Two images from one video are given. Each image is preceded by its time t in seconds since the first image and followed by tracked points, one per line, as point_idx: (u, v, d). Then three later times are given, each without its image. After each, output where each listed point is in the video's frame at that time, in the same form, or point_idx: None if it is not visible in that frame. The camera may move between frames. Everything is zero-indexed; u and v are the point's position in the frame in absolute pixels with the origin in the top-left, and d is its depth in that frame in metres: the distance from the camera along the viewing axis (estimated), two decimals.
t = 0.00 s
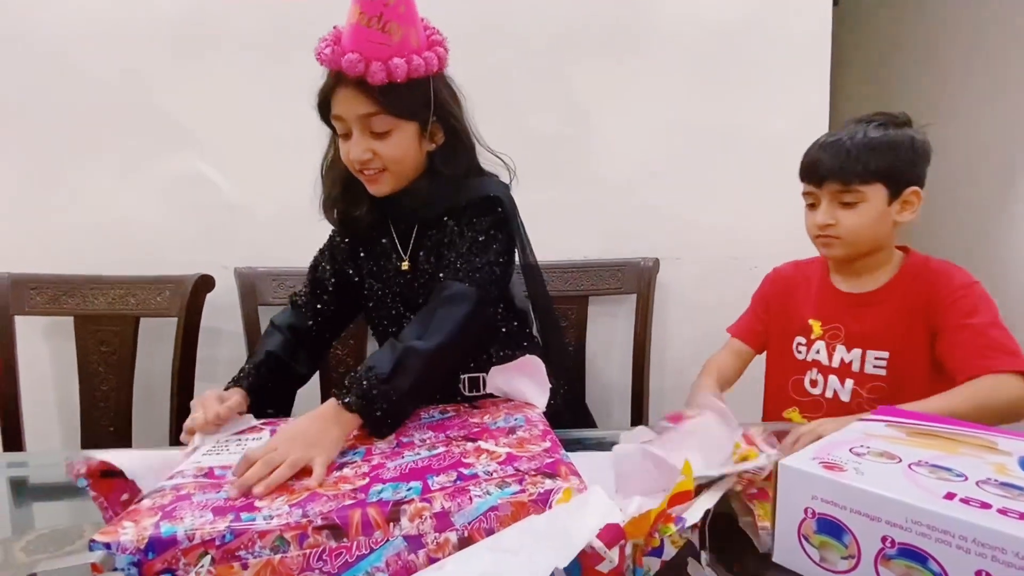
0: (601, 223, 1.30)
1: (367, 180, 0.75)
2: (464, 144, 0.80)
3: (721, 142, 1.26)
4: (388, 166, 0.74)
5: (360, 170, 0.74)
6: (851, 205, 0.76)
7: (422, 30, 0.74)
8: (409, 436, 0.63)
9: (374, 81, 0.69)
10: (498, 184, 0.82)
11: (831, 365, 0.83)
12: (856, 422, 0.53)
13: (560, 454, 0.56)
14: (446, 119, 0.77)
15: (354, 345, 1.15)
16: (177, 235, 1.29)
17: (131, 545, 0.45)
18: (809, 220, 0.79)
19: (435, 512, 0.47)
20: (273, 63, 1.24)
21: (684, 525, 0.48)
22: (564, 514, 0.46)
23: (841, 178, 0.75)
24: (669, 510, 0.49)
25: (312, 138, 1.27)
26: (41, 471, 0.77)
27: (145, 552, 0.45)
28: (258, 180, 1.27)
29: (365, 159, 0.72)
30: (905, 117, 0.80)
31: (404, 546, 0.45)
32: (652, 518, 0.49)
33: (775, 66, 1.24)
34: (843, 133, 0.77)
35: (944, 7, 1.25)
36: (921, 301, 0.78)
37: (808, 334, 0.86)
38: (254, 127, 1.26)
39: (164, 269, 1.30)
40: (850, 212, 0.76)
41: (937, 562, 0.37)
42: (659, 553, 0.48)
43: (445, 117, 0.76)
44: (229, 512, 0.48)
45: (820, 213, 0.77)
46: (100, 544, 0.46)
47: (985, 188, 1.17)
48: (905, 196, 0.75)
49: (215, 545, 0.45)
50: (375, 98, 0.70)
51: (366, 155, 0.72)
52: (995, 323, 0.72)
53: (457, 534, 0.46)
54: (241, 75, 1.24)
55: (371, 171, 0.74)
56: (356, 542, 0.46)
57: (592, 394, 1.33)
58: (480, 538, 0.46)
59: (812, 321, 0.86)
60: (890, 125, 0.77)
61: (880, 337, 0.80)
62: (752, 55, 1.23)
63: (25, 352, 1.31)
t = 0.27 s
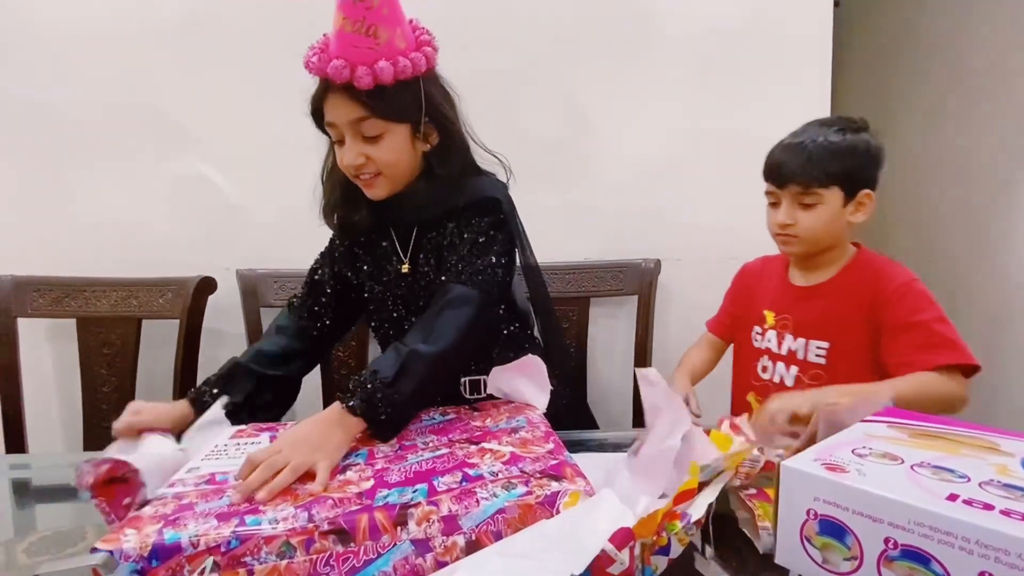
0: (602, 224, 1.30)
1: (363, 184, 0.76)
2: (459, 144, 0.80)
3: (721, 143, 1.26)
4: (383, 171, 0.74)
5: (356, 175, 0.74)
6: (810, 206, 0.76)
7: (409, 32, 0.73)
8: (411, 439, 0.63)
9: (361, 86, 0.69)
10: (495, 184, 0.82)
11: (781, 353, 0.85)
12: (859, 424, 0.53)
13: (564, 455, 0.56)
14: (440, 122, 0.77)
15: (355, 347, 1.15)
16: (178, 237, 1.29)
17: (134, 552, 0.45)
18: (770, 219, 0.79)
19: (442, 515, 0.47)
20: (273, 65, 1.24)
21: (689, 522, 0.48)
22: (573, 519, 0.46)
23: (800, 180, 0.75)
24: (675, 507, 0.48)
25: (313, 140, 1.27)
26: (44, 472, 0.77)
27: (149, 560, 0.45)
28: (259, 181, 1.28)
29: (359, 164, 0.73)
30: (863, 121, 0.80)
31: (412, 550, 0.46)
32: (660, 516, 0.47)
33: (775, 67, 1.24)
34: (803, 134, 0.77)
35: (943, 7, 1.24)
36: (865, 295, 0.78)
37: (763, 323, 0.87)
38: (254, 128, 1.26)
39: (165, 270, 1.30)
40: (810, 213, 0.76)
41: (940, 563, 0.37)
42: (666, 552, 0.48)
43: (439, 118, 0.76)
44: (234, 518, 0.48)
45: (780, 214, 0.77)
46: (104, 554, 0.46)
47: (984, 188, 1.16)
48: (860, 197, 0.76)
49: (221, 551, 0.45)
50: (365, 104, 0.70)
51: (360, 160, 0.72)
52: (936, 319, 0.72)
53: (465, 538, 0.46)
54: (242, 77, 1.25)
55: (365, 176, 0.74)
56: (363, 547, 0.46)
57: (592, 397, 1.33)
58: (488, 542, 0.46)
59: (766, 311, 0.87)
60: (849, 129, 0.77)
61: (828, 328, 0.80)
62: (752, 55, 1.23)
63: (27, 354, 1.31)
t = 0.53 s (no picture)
0: (603, 224, 1.30)
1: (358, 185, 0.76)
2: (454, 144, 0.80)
3: (722, 143, 1.26)
4: (377, 171, 0.74)
5: (350, 175, 0.74)
6: (784, 205, 0.77)
7: (400, 33, 0.73)
8: (412, 440, 0.63)
9: (352, 87, 0.69)
10: (493, 184, 0.81)
11: (759, 348, 0.89)
12: (861, 424, 0.53)
13: (566, 455, 0.56)
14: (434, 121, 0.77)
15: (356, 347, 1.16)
16: (180, 237, 1.29)
17: (136, 554, 0.45)
18: (746, 219, 0.80)
19: (445, 516, 0.47)
20: (275, 65, 1.25)
21: (693, 522, 0.47)
22: (577, 519, 0.46)
23: (773, 180, 0.76)
24: (680, 507, 0.47)
25: (314, 140, 1.27)
26: (46, 473, 0.77)
27: (151, 561, 0.45)
28: (261, 181, 1.28)
29: (353, 165, 0.73)
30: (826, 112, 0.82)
31: (414, 551, 0.46)
32: (664, 516, 0.47)
33: (777, 66, 1.23)
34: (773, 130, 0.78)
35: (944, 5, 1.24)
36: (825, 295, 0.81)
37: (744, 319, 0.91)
38: (256, 129, 1.26)
39: (167, 271, 1.31)
40: (785, 212, 0.77)
41: (942, 564, 0.37)
42: (670, 553, 0.47)
43: (432, 117, 0.76)
44: (235, 521, 0.48)
45: (755, 214, 0.78)
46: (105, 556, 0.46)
47: (985, 187, 1.16)
48: (831, 191, 0.78)
49: (222, 552, 0.45)
50: (358, 105, 0.70)
51: (353, 160, 0.72)
52: (888, 324, 0.74)
53: (467, 539, 0.46)
54: (243, 77, 1.25)
55: (359, 176, 0.74)
56: (365, 548, 0.46)
57: (592, 397, 1.33)
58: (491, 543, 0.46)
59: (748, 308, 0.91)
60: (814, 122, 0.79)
61: (796, 324, 0.84)
62: (753, 55, 1.23)
63: (30, 355, 1.31)
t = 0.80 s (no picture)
0: (604, 225, 1.30)
1: (354, 183, 0.76)
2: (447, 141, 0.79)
3: (723, 143, 1.26)
4: (372, 168, 0.74)
5: (345, 174, 0.74)
6: (781, 204, 0.75)
7: (393, 33, 0.74)
8: (413, 440, 0.63)
9: (346, 84, 0.69)
10: (487, 182, 0.81)
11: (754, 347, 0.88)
12: (862, 424, 0.53)
13: (567, 456, 0.56)
14: (428, 120, 0.77)
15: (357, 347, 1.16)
16: (181, 238, 1.30)
17: (137, 555, 0.45)
18: (742, 217, 0.78)
19: (446, 516, 0.47)
20: (276, 66, 1.25)
21: (696, 524, 0.47)
22: (578, 519, 0.46)
23: (771, 178, 0.74)
24: (681, 509, 0.48)
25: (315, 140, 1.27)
26: (47, 473, 0.77)
27: (153, 562, 0.45)
28: (262, 182, 1.28)
29: (348, 163, 0.73)
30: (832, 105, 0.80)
31: (415, 551, 0.46)
32: (665, 518, 0.47)
33: (778, 66, 1.23)
34: (774, 125, 0.76)
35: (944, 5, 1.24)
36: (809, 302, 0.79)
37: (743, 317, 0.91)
38: (257, 129, 1.27)
39: (168, 271, 1.31)
40: (782, 212, 0.75)
41: (944, 564, 0.37)
42: (671, 554, 0.47)
43: (425, 114, 0.76)
44: (236, 522, 0.48)
45: (752, 212, 0.77)
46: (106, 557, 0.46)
47: (986, 186, 1.15)
48: (832, 190, 0.76)
49: (224, 553, 0.45)
50: (352, 102, 0.71)
51: (348, 158, 0.72)
52: (872, 340, 0.72)
53: (468, 539, 0.46)
54: (245, 78, 1.25)
55: (355, 174, 0.74)
56: (366, 548, 0.46)
57: (593, 397, 1.33)
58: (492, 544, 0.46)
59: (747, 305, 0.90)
60: (817, 118, 0.77)
61: (783, 328, 0.82)
62: (754, 55, 1.23)
63: (32, 356, 1.32)
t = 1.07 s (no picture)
0: (600, 222, 1.30)
1: (344, 181, 0.76)
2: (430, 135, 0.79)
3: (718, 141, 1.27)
4: (362, 164, 0.74)
5: (335, 172, 0.74)
6: (764, 202, 0.75)
7: (374, 29, 0.74)
8: (407, 437, 0.63)
9: (329, 82, 0.69)
10: (473, 175, 0.79)
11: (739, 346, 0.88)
12: (854, 422, 0.53)
13: (562, 454, 0.56)
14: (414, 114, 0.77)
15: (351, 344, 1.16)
16: (175, 235, 1.29)
17: (128, 557, 0.45)
18: (724, 214, 0.77)
19: (441, 514, 0.47)
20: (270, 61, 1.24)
21: (691, 521, 0.48)
22: (575, 518, 0.46)
23: (754, 175, 0.73)
24: (676, 506, 0.49)
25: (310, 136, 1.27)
26: (39, 472, 0.77)
27: (143, 564, 0.45)
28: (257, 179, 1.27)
29: (337, 161, 0.72)
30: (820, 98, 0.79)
31: (410, 550, 0.46)
32: (661, 515, 0.48)
33: (773, 63, 1.24)
34: (760, 120, 0.75)
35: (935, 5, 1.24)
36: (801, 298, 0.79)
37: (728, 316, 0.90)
38: (251, 125, 1.26)
39: (161, 269, 1.30)
40: (764, 209, 0.75)
41: (935, 560, 0.37)
42: (667, 550, 0.49)
43: (408, 108, 0.76)
44: (229, 521, 0.48)
45: (734, 209, 0.76)
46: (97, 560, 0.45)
47: (978, 185, 1.16)
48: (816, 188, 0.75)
49: (216, 554, 0.45)
50: (336, 99, 0.70)
51: (337, 156, 0.72)
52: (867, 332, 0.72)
53: (464, 537, 0.46)
54: (238, 74, 1.24)
55: (345, 172, 0.74)
56: (361, 548, 0.46)
57: (589, 394, 1.34)
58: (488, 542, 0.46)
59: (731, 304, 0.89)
60: (804, 113, 0.75)
61: (776, 327, 0.82)
62: (750, 53, 1.23)
63: (23, 354, 1.31)
